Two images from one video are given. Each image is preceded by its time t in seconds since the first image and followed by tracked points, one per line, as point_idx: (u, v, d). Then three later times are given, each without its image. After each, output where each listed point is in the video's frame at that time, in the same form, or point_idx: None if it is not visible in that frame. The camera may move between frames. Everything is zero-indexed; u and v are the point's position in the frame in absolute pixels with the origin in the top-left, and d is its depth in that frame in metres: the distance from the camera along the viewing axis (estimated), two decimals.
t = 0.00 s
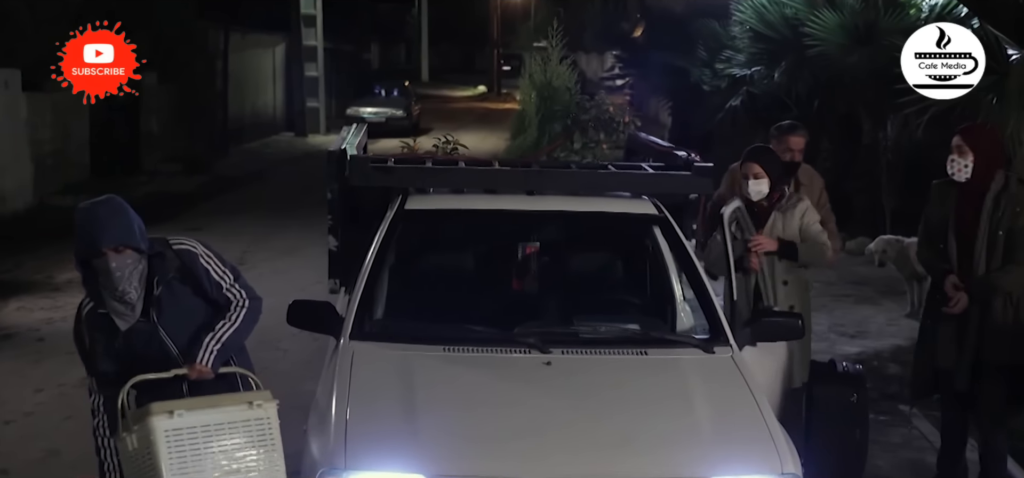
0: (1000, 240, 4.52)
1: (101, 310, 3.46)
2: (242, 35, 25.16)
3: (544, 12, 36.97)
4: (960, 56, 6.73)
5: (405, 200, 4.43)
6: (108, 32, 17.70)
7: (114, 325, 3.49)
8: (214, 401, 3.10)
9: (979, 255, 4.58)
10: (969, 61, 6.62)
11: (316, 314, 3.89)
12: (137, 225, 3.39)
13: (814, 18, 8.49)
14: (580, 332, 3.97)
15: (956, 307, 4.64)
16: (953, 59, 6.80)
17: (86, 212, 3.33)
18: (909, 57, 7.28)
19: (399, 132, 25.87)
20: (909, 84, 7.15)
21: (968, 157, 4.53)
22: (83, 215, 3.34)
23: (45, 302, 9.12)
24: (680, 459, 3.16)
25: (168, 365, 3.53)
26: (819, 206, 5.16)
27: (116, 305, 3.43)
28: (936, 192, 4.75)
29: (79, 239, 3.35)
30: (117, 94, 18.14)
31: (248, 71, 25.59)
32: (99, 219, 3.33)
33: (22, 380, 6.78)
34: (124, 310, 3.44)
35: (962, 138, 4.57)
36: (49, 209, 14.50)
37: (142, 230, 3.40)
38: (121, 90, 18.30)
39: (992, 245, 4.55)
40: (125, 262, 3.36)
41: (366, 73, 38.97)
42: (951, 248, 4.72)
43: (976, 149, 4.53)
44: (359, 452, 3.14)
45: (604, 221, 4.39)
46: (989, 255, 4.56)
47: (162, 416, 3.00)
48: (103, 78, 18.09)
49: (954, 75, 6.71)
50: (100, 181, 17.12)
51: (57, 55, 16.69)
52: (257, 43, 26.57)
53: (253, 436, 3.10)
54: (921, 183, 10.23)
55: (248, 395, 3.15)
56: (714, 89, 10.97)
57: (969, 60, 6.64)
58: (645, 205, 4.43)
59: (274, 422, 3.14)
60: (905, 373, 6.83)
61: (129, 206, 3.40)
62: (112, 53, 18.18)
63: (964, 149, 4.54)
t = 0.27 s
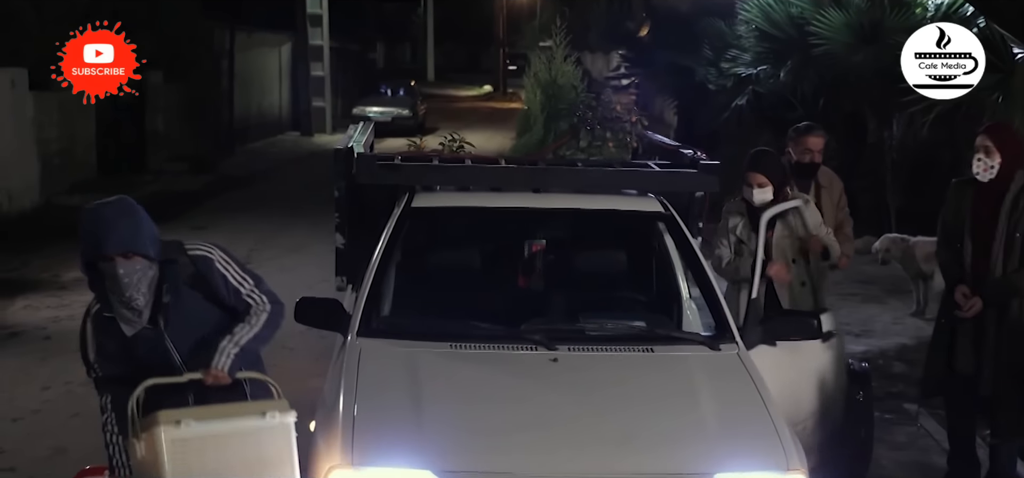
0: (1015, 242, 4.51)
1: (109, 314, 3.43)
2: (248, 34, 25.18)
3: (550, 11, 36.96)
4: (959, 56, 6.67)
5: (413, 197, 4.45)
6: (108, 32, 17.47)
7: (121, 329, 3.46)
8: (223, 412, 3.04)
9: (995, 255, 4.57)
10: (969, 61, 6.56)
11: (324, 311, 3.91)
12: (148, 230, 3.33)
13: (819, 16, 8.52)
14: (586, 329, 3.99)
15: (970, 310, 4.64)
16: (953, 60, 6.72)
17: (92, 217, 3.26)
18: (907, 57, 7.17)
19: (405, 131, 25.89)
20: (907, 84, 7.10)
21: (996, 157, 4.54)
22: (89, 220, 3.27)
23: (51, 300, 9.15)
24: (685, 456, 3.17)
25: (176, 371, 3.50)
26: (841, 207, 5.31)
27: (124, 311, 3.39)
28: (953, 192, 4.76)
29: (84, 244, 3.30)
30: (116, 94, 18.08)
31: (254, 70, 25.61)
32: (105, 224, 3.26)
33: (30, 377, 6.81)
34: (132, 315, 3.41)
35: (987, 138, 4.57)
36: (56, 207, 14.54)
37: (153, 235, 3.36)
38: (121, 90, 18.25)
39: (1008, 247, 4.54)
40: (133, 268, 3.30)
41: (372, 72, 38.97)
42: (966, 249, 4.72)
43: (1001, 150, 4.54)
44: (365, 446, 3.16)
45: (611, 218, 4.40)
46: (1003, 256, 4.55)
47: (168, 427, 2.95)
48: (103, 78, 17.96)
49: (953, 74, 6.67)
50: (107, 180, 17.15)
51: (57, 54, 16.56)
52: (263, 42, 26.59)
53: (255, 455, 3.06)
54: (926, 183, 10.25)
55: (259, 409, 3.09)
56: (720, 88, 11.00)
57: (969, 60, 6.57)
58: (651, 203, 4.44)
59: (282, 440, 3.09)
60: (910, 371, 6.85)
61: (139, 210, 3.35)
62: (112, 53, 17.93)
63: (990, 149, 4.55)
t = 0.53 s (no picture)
0: None
1: (133, 317, 3.20)
2: (253, 34, 25.21)
3: (554, 13, 36.96)
4: (959, 56, 6.63)
5: (417, 195, 4.47)
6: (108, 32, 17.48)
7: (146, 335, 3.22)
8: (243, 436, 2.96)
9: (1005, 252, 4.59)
10: (969, 61, 6.53)
11: (327, 309, 3.92)
12: (178, 238, 3.09)
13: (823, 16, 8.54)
14: (591, 326, 4.00)
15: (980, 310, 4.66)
16: (953, 60, 6.68)
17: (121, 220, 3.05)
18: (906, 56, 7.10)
19: (409, 131, 25.91)
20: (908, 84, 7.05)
21: (1011, 157, 4.55)
22: (119, 223, 3.06)
23: (55, 299, 9.16)
24: (688, 453, 3.18)
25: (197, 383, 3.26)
26: (852, 204, 5.39)
27: (148, 316, 3.17)
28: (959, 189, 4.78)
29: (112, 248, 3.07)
30: (119, 94, 18.10)
31: (258, 70, 25.63)
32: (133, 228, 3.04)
33: (35, 375, 6.82)
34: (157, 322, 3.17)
35: (1002, 137, 4.57)
36: (61, 207, 14.55)
37: (184, 243, 3.12)
38: (121, 90, 18.20)
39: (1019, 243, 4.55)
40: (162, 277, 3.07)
41: (376, 72, 39.00)
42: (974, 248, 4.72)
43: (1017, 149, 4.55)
44: (369, 442, 3.18)
45: (614, 217, 4.42)
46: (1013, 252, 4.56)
47: (187, 456, 2.89)
48: (104, 78, 17.96)
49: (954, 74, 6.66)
50: (112, 180, 17.17)
51: (57, 54, 16.58)
52: (267, 42, 26.61)
53: None
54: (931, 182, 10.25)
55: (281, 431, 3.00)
56: (724, 88, 11.01)
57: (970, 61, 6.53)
58: (655, 201, 4.45)
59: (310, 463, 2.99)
60: (912, 370, 6.86)
61: (168, 216, 3.09)
62: (112, 53, 17.92)
63: (1004, 149, 4.55)
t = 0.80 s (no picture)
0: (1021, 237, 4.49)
1: (132, 322, 3.02)
2: (247, 30, 25.19)
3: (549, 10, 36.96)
4: (959, 56, 6.65)
5: (412, 192, 4.49)
6: (107, 31, 17.78)
7: (144, 340, 3.04)
8: (254, 441, 2.83)
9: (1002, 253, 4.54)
10: (969, 60, 6.57)
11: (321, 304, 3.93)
12: (181, 235, 2.96)
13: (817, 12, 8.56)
14: (584, 320, 4.02)
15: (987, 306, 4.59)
16: (953, 59, 6.74)
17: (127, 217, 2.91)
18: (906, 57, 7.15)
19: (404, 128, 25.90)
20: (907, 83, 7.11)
21: (1005, 161, 4.53)
22: (125, 221, 2.92)
23: (50, 295, 9.16)
24: (682, 446, 3.19)
25: (199, 389, 3.09)
26: (864, 201, 5.44)
27: (151, 319, 3.00)
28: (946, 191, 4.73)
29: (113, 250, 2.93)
30: (117, 94, 18.16)
31: (253, 66, 25.62)
32: (141, 225, 2.91)
33: (30, 371, 6.83)
34: (160, 324, 3.00)
35: (992, 140, 4.53)
36: (55, 203, 14.54)
37: (185, 240, 2.98)
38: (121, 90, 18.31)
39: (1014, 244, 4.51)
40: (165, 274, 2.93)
41: (370, 69, 38.99)
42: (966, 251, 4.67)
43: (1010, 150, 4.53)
44: (365, 435, 3.20)
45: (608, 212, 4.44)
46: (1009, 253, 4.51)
47: (203, 469, 2.75)
48: (103, 78, 18.05)
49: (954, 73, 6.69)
50: (107, 176, 17.16)
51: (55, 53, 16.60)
52: (262, 38, 26.60)
53: None
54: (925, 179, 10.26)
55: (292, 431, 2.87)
56: (719, 84, 11.02)
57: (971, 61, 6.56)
58: (649, 196, 4.48)
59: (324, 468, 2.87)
60: (906, 365, 6.88)
61: (173, 212, 2.97)
62: (112, 52, 18.16)
63: (997, 150, 4.52)
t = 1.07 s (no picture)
0: (1014, 235, 4.43)
1: (138, 315, 2.92)
2: (237, 27, 25.17)
3: (539, 7, 36.92)
4: (959, 56, 6.67)
5: (402, 188, 4.50)
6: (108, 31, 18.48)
7: (152, 333, 2.94)
8: (281, 415, 2.69)
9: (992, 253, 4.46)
10: (968, 61, 6.59)
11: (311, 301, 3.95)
12: (186, 217, 2.88)
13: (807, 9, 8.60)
14: (573, 315, 4.03)
15: (988, 304, 4.49)
16: (952, 59, 6.72)
17: (129, 207, 2.80)
18: (907, 57, 7.02)
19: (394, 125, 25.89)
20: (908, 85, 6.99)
21: (985, 158, 4.38)
22: (130, 210, 2.80)
23: (41, 292, 9.15)
24: (673, 439, 3.21)
25: (209, 376, 3.03)
26: (883, 203, 5.43)
27: (160, 310, 2.90)
28: (926, 194, 4.57)
29: (117, 237, 2.80)
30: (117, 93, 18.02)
31: (243, 63, 25.60)
32: (146, 212, 2.80)
33: (21, 368, 6.83)
34: (168, 314, 2.91)
35: (973, 139, 4.39)
36: (46, 201, 14.54)
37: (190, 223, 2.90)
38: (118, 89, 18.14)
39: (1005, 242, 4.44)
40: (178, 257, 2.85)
41: (360, 66, 38.98)
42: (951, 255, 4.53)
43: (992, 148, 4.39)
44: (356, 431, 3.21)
45: (597, 207, 4.46)
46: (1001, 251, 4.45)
47: (236, 439, 2.59)
48: (101, 77, 17.95)
49: (951, 74, 6.73)
50: (97, 173, 17.15)
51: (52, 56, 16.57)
52: (252, 35, 26.59)
53: (328, 461, 2.70)
54: (913, 175, 10.27)
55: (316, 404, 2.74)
56: (709, 81, 11.03)
57: (968, 60, 6.61)
58: (638, 192, 4.51)
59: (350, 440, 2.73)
60: (895, 360, 6.91)
61: (174, 198, 2.87)
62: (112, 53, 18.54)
63: (980, 149, 4.37)
